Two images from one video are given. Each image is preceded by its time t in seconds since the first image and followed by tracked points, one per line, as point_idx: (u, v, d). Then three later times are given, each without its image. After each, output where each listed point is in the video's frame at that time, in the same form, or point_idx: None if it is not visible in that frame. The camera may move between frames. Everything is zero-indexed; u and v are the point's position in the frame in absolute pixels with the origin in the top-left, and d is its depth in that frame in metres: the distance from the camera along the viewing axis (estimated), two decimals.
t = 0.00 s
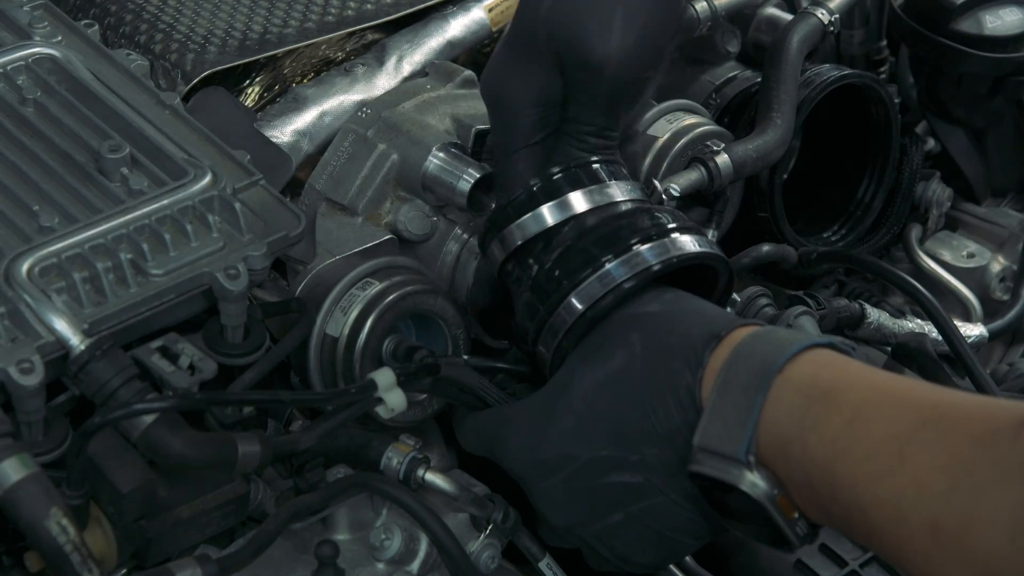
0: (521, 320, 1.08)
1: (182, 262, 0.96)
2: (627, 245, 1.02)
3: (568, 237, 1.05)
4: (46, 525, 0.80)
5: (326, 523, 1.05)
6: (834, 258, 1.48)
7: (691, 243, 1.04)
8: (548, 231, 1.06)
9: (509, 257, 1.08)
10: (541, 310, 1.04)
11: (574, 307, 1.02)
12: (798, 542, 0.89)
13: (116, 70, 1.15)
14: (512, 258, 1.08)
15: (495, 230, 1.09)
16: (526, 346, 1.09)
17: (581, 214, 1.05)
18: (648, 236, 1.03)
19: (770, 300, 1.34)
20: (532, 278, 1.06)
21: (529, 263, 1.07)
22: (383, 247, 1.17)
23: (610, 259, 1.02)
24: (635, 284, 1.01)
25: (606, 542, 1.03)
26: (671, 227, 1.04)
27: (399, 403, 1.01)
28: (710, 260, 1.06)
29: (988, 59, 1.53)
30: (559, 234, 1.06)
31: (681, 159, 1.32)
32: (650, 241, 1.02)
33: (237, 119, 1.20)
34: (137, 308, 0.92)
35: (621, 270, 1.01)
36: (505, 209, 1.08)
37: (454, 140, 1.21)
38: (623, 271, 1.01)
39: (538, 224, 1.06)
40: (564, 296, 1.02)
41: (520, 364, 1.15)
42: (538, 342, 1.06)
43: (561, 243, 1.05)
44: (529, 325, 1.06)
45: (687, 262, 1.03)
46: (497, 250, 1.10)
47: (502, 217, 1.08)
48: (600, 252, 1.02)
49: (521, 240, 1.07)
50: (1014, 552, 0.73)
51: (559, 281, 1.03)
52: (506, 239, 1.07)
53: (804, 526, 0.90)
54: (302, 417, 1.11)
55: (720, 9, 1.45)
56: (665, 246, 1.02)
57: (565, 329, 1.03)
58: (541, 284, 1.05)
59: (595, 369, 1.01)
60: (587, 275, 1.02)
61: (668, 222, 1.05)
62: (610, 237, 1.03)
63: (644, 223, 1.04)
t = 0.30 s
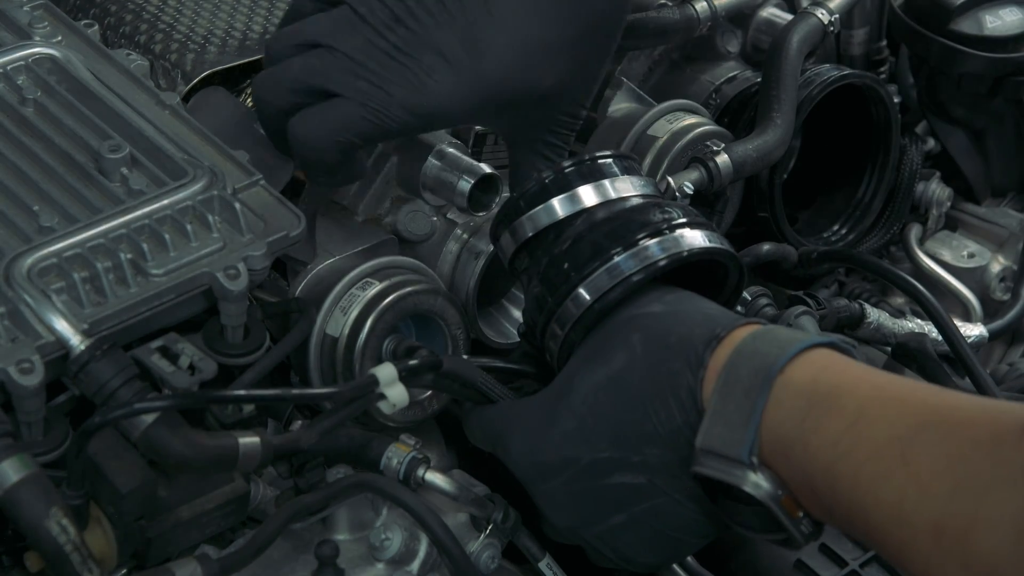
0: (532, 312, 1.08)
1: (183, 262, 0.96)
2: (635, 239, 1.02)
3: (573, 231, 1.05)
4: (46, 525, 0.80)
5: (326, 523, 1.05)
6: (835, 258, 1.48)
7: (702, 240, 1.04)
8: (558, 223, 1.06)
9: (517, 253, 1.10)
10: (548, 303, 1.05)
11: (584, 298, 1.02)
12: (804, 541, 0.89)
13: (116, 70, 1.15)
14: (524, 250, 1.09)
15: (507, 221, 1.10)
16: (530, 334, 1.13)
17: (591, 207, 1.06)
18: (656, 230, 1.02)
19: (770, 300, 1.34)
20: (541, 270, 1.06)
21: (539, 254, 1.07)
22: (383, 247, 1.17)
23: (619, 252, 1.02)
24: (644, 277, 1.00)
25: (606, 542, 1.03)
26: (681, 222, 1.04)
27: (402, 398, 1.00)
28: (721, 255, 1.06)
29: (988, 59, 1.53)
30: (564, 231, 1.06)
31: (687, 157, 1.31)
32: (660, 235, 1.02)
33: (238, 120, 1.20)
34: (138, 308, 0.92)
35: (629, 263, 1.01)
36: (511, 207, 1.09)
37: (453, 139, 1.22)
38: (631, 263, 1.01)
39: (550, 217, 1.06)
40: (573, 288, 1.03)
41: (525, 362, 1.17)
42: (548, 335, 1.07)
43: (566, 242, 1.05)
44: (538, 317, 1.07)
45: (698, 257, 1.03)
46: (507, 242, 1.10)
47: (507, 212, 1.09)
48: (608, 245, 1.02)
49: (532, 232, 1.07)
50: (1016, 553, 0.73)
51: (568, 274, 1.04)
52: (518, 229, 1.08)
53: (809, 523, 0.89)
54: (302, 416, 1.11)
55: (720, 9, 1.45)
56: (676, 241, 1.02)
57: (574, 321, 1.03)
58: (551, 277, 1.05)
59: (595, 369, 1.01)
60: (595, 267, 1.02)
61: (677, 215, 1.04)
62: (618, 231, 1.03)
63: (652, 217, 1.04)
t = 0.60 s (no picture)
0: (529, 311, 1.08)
1: (183, 262, 0.95)
2: (632, 234, 1.02)
3: (573, 227, 1.05)
4: (46, 525, 0.80)
5: (326, 523, 1.05)
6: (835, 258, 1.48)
7: (699, 236, 1.04)
8: (556, 221, 1.06)
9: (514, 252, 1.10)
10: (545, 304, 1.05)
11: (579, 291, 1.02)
12: (810, 534, 0.88)
13: (116, 70, 1.15)
14: (520, 250, 1.09)
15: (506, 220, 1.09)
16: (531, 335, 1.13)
17: (589, 206, 1.05)
18: (654, 226, 1.02)
19: (770, 300, 1.34)
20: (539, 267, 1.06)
21: (537, 252, 1.07)
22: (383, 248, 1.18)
23: (615, 248, 1.02)
24: (641, 272, 1.00)
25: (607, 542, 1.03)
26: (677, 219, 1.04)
27: (404, 394, 1.01)
28: (719, 252, 1.06)
29: (988, 59, 1.53)
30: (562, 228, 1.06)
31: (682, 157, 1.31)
32: (656, 231, 1.02)
33: (238, 120, 1.20)
34: (138, 308, 0.92)
35: (627, 259, 1.01)
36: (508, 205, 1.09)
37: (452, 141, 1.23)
38: (628, 259, 1.01)
39: (547, 215, 1.06)
40: (569, 284, 1.03)
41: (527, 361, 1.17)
42: (544, 334, 1.07)
43: (561, 240, 1.05)
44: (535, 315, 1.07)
45: (694, 253, 1.03)
46: (504, 241, 1.10)
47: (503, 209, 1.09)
48: (605, 241, 1.02)
49: (529, 231, 1.07)
50: (1010, 556, 0.73)
51: (565, 270, 1.04)
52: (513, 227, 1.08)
53: (813, 519, 0.88)
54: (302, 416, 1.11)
55: (720, 10, 1.45)
56: (671, 237, 1.02)
57: (572, 317, 1.03)
58: (549, 275, 1.05)
59: (596, 369, 1.02)
60: (593, 263, 1.02)
61: (676, 214, 1.04)
62: (616, 227, 1.03)
63: (649, 214, 1.04)
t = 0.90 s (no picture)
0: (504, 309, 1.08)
1: (183, 262, 0.95)
2: (584, 210, 1.03)
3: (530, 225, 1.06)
4: (46, 525, 0.80)
5: (327, 523, 1.05)
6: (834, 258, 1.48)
7: (650, 201, 1.04)
8: (517, 221, 1.07)
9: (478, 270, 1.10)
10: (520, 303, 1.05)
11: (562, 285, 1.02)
12: (809, 532, 0.89)
13: (116, 70, 1.15)
14: (485, 263, 1.09)
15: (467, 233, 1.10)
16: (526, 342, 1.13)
17: (545, 199, 1.07)
18: (603, 199, 1.04)
19: (770, 300, 1.34)
20: (510, 267, 1.06)
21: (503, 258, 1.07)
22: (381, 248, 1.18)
23: (565, 228, 1.03)
24: (595, 242, 1.01)
25: (606, 542, 1.03)
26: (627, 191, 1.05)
27: (405, 396, 1.02)
28: (674, 213, 1.06)
29: (988, 59, 1.53)
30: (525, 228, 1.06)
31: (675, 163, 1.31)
32: (606, 203, 1.03)
33: (237, 120, 1.20)
34: (138, 308, 0.92)
35: (580, 233, 1.02)
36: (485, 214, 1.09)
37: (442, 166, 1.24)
38: (582, 234, 1.02)
39: (506, 218, 1.07)
40: (533, 269, 1.03)
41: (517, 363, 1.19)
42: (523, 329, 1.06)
43: (518, 239, 1.06)
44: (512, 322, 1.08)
45: (647, 216, 1.03)
46: (467, 257, 1.10)
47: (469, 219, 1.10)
48: (557, 225, 1.04)
49: (491, 238, 1.07)
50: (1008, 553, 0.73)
51: (525, 259, 1.05)
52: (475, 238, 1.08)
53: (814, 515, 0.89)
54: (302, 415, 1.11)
55: (720, 10, 1.45)
56: (620, 204, 1.03)
57: (543, 296, 1.02)
58: (512, 270, 1.06)
59: (596, 368, 1.01)
60: (549, 249, 1.03)
61: (626, 188, 1.06)
62: (567, 209, 1.04)
63: (595, 194, 1.06)
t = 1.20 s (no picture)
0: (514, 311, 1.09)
1: (183, 262, 0.95)
2: (611, 228, 1.03)
3: (552, 230, 1.05)
4: (46, 525, 0.80)
5: (326, 523, 1.05)
6: (833, 258, 1.48)
7: (675, 225, 1.04)
8: (539, 226, 1.06)
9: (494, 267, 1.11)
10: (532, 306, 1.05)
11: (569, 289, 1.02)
12: (807, 536, 0.89)
13: (116, 70, 1.15)
14: (501, 261, 1.09)
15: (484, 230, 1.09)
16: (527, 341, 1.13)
17: (568, 205, 1.06)
18: (629, 218, 1.03)
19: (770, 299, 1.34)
20: (526, 272, 1.06)
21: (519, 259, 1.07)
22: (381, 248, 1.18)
23: (595, 243, 1.02)
24: (621, 263, 1.00)
25: (605, 542, 1.03)
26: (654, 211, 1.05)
27: (404, 398, 1.00)
28: (694, 239, 1.06)
29: (987, 59, 1.53)
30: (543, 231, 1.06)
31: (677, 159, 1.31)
32: (634, 223, 1.03)
33: (237, 120, 1.20)
34: (138, 308, 0.92)
35: (605, 252, 1.01)
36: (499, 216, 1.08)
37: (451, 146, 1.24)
38: (609, 254, 1.01)
39: (526, 220, 1.06)
40: (553, 283, 1.03)
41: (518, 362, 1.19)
42: (533, 333, 1.07)
43: (539, 246, 1.05)
44: (520, 323, 1.08)
45: (672, 242, 1.03)
46: (484, 252, 1.10)
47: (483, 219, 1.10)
48: (583, 239, 1.03)
49: (508, 239, 1.07)
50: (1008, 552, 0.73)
51: (546, 270, 1.04)
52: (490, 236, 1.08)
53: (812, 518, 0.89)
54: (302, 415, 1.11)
55: (720, 10, 1.45)
56: (649, 227, 1.03)
57: (558, 314, 1.03)
58: (531, 277, 1.05)
59: (596, 368, 1.01)
60: (574, 263, 1.02)
61: (652, 207, 1.05)
62: (593, 223, 1.04)
63: (624, 208, 1.05)
